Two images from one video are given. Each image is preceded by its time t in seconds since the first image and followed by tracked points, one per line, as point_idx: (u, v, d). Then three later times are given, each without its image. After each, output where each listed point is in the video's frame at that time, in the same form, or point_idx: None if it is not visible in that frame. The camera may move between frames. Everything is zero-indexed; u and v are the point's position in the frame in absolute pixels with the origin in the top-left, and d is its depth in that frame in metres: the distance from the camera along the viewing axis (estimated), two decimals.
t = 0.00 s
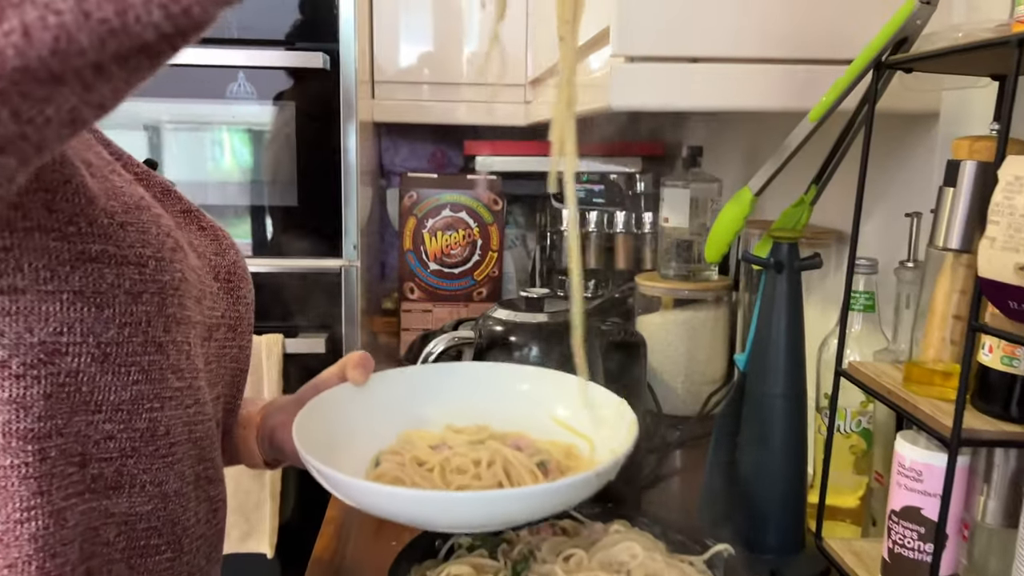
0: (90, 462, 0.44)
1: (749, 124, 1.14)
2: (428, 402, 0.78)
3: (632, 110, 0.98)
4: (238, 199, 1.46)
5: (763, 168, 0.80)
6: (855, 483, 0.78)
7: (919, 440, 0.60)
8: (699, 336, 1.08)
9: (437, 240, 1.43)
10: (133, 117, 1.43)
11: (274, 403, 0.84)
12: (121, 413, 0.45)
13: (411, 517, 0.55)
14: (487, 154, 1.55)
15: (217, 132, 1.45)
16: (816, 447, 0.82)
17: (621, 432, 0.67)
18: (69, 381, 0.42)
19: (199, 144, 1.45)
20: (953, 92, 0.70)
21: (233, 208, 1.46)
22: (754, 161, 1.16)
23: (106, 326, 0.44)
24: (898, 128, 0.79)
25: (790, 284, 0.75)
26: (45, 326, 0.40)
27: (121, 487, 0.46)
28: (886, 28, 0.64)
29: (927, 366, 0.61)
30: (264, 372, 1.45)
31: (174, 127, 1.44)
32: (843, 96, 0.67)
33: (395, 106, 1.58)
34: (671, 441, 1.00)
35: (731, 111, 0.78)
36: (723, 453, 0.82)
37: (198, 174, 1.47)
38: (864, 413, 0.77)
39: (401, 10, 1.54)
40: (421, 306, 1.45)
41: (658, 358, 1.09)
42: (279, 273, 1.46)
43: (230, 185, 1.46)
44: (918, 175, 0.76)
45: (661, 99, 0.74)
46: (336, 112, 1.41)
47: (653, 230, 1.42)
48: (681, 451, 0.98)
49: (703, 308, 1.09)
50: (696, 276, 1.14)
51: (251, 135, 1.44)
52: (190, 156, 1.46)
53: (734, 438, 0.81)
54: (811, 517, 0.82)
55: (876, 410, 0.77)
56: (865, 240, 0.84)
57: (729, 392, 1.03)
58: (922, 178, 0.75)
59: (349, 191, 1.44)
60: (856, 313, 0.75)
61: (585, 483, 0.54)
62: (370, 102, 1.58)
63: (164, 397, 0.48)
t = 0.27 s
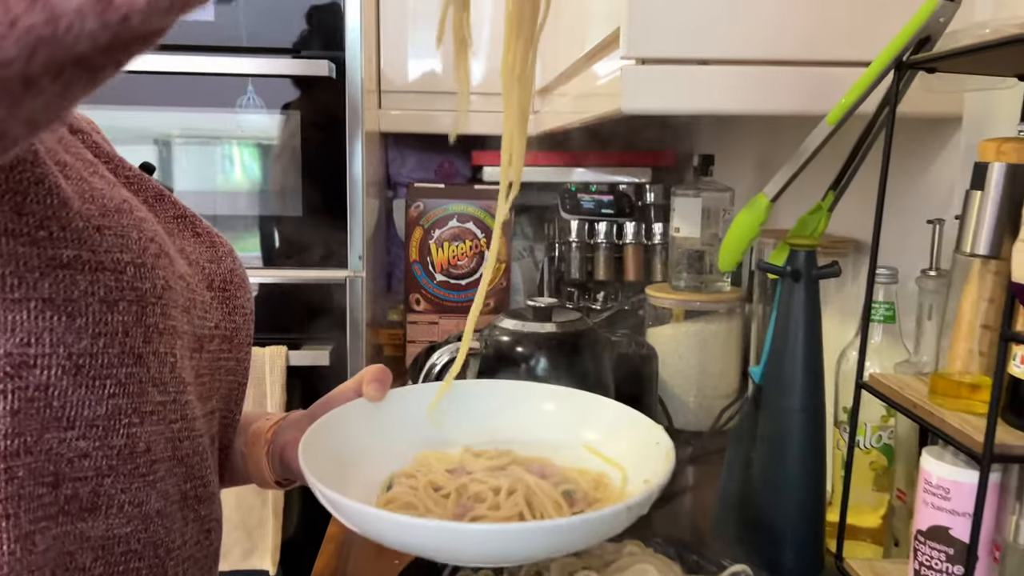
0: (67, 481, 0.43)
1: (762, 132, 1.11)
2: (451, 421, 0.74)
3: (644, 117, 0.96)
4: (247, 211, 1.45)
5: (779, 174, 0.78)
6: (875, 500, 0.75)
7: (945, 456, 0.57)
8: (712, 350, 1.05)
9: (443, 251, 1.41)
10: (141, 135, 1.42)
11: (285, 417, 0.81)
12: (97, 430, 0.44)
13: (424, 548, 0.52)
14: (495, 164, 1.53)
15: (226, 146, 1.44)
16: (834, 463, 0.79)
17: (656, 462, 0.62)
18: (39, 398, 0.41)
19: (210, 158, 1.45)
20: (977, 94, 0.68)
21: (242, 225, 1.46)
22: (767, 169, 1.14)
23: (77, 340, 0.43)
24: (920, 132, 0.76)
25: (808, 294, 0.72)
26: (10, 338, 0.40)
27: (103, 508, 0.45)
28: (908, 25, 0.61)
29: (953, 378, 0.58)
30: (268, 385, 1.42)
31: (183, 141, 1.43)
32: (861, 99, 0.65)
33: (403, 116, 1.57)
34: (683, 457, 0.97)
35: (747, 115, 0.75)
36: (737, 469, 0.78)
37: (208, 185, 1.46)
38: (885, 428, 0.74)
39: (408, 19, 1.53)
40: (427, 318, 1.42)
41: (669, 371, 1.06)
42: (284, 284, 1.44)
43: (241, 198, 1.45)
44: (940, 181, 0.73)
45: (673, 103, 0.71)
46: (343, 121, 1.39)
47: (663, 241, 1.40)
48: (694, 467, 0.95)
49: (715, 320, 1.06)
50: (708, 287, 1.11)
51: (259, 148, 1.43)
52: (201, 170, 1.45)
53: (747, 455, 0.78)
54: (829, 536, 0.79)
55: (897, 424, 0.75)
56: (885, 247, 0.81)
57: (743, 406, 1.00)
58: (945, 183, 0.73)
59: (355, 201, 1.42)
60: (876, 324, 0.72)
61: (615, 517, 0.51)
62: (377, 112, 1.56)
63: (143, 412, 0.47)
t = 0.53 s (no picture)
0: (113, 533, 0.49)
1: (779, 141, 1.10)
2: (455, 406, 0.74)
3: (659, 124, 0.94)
4: (256, 223, 1.44)
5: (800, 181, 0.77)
6: (900, 516, 0.73)
7: (978, 470, 0.55)
8: (726, 366, 1.03)
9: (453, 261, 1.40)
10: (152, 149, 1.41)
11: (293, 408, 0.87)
12: (136, 479, 0.50)
13: (431, 532, 0.51)
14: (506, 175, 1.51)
15: (236, 159, 1.43)
16: (856, 478, 0.77)
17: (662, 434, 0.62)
18: (75, 461, 0.46)
19: (219, 171, 1.44)
20: (1004, 97, 0.65)
21: (251, 237, 1.45)
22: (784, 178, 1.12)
23: (108, 398, 0.48)
24: (945, 138, 0.75)
25: (830, 303, 0.71)
26: (39, 404, 0.44)
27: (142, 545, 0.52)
28: (936, 26, 0.60)
29: (985, 389, 0.56)
30: (276, 396, 1.41)
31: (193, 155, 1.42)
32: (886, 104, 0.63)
33: (414, 127, 1.56)
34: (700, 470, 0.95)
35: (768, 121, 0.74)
36: (757, 484, 0.76)
37: (217, 199, 1.44)
38: (910, 442, 0.72)
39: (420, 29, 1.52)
40: (437, 330, 1.41)
41: (685, 382, 1.04)
42: (293, 294, 1.43)
43: (249, 211, 1.44)
44: (965, 189, 0.72)
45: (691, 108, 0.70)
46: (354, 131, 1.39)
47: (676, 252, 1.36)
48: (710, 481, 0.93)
49: (731, 331, 1.04)
50: (724, 297, 1.09)
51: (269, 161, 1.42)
52: (209, 184, 1.44)
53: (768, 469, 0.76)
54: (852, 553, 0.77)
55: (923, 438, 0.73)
56: (909, 257, 0.80)
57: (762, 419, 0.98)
58: (971, 190, 0.71)
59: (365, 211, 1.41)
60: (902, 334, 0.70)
61: (622, 490, 0.50)
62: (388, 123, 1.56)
63: (167, 454, 0.53)
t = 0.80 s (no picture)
0: (124, 560, 0.56)
1: (791, 147, 1.09)
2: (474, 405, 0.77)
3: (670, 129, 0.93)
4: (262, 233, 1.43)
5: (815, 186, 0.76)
6: (919, 528, 0.71)
7: (1005, 481, 0.53)
8: (741, 373, 1.01)
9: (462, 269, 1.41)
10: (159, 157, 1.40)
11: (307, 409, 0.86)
12: (144, 507, 0.56)
13: (464, 529, 0.49)
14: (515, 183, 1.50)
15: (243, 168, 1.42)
16: (876, 489, 0.76)
17: (693, 434, 0.62)
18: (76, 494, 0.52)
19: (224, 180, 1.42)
20: None
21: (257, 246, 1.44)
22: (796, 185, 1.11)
23: (112, 434, 0.53)
24: (964, 143, 0.73)
25: (849, 310, 0.69)
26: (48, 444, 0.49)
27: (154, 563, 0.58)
28: (959, 26, 0.58)
29: (1011, 397, 0.55)
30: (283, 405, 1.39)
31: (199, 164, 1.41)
32: (907, 107, 0.61)
33: (422, 135, 1.55)
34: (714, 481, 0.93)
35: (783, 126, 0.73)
36: (775, 495, 0.74)
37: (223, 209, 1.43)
38: (930, 452, 0.70)
39: (428, 37, 1.52)
40: (445, 338, 1.40)
41: (697, 392, 1.03)
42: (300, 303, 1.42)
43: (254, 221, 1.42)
44: (985, 194, 0.70)
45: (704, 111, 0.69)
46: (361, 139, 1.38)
47: (686, 260, 1.33)
48: (723, 492, 0.91)
49: (744, 339, 1.02)
50: (736, 305, 1.08)
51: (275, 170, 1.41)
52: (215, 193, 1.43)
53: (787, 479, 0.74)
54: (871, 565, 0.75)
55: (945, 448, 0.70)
56: (929, 264, 0.78)
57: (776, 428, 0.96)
58: (991, 194, 0.70)
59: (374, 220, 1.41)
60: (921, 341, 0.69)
61: (653, 485, 0.48)
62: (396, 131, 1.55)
63: (178, 476, 0.59)
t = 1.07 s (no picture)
0: (106, 566, 0.56)
1: (797, 150, 1.09)
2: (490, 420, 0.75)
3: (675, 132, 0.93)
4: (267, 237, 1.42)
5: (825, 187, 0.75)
6: (930, 533, 0.70)
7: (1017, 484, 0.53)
8: (748, 377, 1.01)
9: (469, 272, 1.41)
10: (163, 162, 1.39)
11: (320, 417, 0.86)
12: (128, 513, 0.56)
13: (470, 525, 0.49)
14: (520, 186, 1.50)
15: (248, 173, 1.41)
16: (885, 494, 0.75)
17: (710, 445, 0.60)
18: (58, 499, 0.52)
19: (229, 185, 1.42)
20: None
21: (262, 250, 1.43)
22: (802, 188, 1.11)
23: (94, 440, 0.53)
24: (973, 144, 0.73)
25: (858, 312, 0.69)
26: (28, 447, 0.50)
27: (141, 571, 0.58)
28: (969, 26, 0.58)
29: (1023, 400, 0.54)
30: (288, 409, 1.39)
31: (204, 169, 1.41)
32: (916, 107, 0.61)
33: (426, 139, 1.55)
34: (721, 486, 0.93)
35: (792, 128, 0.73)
36: (784, 498, 0.74)
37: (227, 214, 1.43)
38: (940, 456, 0.69)
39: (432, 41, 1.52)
40: (451, 342, 1.40)
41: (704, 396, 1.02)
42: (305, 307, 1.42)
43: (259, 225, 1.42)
44: (994, 195, 0.70)
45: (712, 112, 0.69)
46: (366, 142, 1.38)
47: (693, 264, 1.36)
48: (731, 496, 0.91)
49: (751, 343, 1.02)
50: (743, 309, 1.08)
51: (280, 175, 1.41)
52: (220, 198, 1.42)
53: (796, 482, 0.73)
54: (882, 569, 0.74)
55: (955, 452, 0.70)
56: (938, 266, 0.78)
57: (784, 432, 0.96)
58: (1001, 195, 0.69)
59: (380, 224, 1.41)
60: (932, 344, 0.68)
61: (667, 487, 0.48)
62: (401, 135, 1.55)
63: (165, 484, 0.58)
